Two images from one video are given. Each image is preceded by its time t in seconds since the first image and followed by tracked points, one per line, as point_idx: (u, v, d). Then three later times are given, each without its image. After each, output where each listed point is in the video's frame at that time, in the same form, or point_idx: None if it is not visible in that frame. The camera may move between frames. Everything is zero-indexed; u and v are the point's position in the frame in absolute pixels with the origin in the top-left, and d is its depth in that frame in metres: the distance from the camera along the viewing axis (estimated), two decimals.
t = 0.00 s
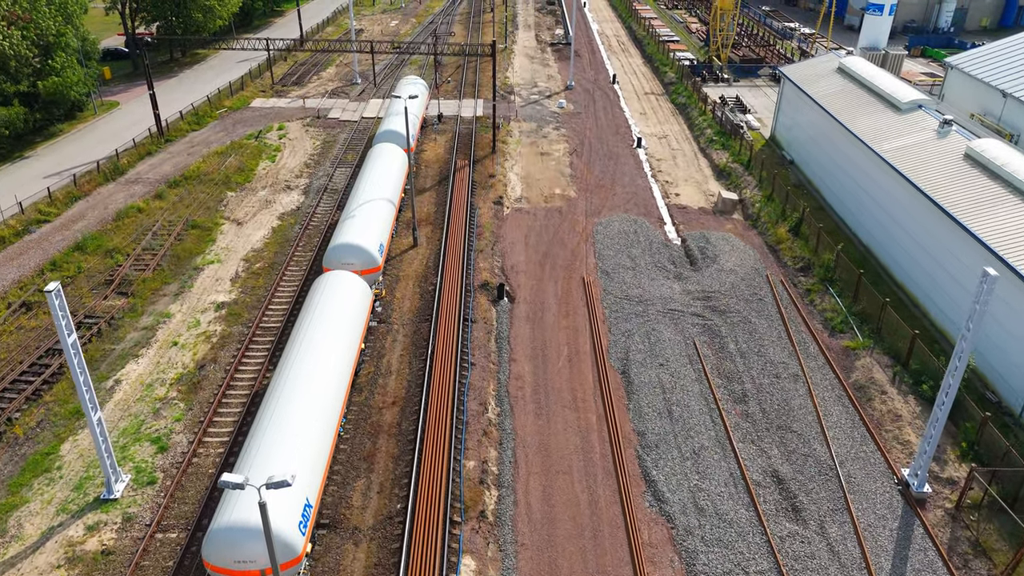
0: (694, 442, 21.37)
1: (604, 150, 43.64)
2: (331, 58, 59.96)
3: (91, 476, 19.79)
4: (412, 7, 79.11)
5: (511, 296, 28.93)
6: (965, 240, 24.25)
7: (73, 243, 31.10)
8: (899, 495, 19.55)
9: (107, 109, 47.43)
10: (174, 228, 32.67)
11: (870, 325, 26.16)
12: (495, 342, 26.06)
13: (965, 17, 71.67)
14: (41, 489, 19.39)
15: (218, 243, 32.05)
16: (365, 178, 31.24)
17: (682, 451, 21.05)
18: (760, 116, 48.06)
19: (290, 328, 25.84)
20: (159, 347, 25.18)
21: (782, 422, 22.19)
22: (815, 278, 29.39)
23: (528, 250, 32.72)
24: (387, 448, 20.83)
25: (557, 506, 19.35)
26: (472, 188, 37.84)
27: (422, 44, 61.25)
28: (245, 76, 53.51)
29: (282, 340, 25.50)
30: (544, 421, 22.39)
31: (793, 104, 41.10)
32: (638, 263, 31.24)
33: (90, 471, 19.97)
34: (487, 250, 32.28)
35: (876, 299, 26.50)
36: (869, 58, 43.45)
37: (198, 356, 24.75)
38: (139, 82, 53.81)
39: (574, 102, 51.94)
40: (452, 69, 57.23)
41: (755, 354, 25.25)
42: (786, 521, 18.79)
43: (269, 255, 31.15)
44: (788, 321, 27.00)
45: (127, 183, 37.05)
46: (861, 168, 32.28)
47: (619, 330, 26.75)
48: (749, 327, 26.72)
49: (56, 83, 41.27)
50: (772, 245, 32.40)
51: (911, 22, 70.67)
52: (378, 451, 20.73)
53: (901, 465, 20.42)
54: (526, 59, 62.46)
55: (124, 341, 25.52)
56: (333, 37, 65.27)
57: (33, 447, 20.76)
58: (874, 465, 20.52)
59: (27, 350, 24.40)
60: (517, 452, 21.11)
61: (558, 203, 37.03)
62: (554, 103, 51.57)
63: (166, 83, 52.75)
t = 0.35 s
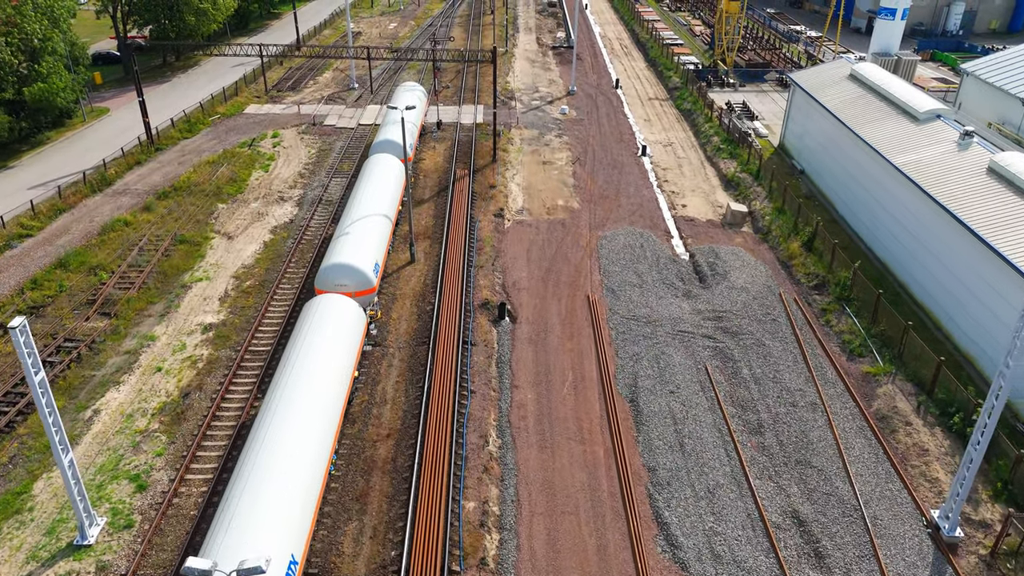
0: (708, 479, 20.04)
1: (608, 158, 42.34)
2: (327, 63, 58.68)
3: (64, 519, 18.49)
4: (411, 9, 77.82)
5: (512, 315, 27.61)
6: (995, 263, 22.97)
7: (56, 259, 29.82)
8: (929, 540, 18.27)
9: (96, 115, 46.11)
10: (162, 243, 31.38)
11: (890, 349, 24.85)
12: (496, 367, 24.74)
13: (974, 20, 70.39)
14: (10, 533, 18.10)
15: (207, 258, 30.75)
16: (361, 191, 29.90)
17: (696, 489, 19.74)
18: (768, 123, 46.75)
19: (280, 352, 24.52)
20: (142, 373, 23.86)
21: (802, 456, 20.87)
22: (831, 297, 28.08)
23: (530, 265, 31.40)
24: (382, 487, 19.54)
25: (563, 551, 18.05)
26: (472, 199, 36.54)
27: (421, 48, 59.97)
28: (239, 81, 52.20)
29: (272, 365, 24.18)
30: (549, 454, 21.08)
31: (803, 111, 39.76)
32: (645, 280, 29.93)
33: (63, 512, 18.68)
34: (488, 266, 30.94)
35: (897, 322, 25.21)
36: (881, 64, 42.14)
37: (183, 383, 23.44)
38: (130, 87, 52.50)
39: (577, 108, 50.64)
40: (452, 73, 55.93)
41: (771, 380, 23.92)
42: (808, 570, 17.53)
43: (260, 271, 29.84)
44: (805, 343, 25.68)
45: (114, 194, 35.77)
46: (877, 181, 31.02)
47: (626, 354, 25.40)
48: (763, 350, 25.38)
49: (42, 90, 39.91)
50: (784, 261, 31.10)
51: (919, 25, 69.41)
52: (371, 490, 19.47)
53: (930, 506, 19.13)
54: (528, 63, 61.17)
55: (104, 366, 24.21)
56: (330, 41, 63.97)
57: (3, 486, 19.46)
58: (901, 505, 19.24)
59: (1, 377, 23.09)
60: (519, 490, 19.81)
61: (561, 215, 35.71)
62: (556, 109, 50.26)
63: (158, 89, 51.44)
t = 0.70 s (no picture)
0: (725, 522, 18.77)
1: (612, 168, 41.07)
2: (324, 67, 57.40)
3: (34, 569, 17.22)
4: (410, 11, 76.56)
5: (515, 337, 26.32)
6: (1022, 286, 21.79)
7: (37, 277, 28.54)
8: None
9: (86, 122, 44.80)
10: (148, 259, 30.10)
11: (914, 376, 23.59)
12: (498, 394, 23.43)
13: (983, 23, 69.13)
14: None
15: (195, 276, 29.45)
16: (356, 206, 28.61)
17: (712, 533, 18.47)
18: (776, 130, 45.48)
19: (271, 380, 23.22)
20: (123, 403, 22.56)
21: (824, 494, 19.59)
22: (849, 317, 26.81)
23: (533, 282, 30.11)
24: (376, 533, 18.26)
25: None
26: (473, 212, 35.26)
27: (420, 52, 58.73)
28: (233, 86, 50.91)
29: (261, 393, 22.87)
30: (555, 492, 19.77)
31: (815, 119, 38.46)
32: (653, 299, 28.64)
33: (33, 561, 17.41)
34: (489, 283, 29.65)
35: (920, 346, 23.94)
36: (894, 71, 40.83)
37: (166, 413, 22.15)
38: (122, 92, 51.21)
39: (579, 114, 49.37)
40: (451, 78, 54.67)
41: (787, 409, 22.62)
42: None
43: (250, 290, 28.55)
44: (823, 369, 24.36)
45: (101, 206, 34.51)
46: (895, 196, 29.77)
47: (635, 379, 24.10)
48: (778, 377, 24.10)
49: (26, 97, 38.57)
50: (797, 278, 29.81)
51: (928, 28, 68.18)
52: (364, 535, 18.24)
53: (965, 554, 17.81)
54: (529, 67, 59.90)
55: (84, 395, 22.93)
56: (327, 44, 62.69)
57: None
58: (933, 552, 17.95)
59: None
60: (523, 534, 18.51)
61: (565, 228, 34.42)
62: (558, 116, 48.96)
63: (150, 94, 50.13)
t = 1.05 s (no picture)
0: (743, 571, 17.48)
1: (617, 178, 39.79)
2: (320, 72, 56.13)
3: None
4: (408, 14, 75.32)
5: (517, 363, 25.02)
6: None
7: (16, 297, 27.25)
8: None
9: (74, 130, 43.49)
10: (133, 277, 28.81)
11: (939, 407, 22.32)
12: (499, 425, 22.13)
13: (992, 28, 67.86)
14: None
15: (182, 295, 28.16)
16: (350, 222, 27.32)
17: None
18: (785, 139, 44.19)
19: (259, 412, 21.90)
20: (102, 437, 21.27)
21: (849, 538, 18.30)
22: (868, 341, 25.51)
23: (536, 300, 28.81)
24: None
25: None
26: (473, 225, 33.98)
27: (418, 57, 57.49)
28: (227, 92, 49.61)
29: (249, 426, 21.57)
30: (561, 537, 18.46)
31: (826, 128, 37.15)
32: (662, 320, 27.34)
33: None
34: (489, 303, 28.33)
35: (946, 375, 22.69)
36: (908, 78, 39.58)
37: (146, 448, 20.84)
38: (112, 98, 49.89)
39: (582, 121, 48.10)
40: (451, 83, 53.40)
41: (806, 443, 21.29)
42: None
43: (239, 311, 27.25)
44: (843, 399, 23.02)
45: (86, 220, 33.23)
46: (914, 211, 28.50)
47: (644, 409, 22.77)
48: (795, 406, 22.78)
49: (10, 105, 37.28)
50: (812, 298, 28.52)
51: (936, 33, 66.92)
52: None
53: None
54: (530, 72, 58.64)
55: (60, 428, 21.62)
56: (324, 48, 61.41)
57: None
58: None
59: None
60: None
61: (568, 243, 33.15)
62: (560, 123, 47.67)
63: (141, 101, 48.85)
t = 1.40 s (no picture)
0: None
1: (621, 189, 38.50)
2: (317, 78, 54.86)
3: None
4: (407, 17, 74.06)
5: (519, 390, 23.69)
6: None
7: None
8: None
9: (61, 138, 42.19)
10: (116, 297, 27.51)
11: (968, 441, 21.05)
12: (500, 460, 20.84)
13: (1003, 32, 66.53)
14: None
15: (168, 316, 26.87)
16: (343, 240, 25.98)
17: None
18: (794, 147, 42.90)
19: (245, 447, 20.57)
20: (76, 474, 19.97)
21: None
22: (889, 368, 24.22)
23: (538, 321, 27.51)
24: None
25: None
26: (472, 240, 32.69)
27: (417, 62, 56.24)
28: (220, 99, 48.34)
29: (234, 462, 20.25)
30: None
31: (839, 138, 35.83)
32: (671, 343, 26.01)
33: None
34: (490, 324, 27.02)
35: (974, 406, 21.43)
36: (922, 85, 38.32)
37: (123, 487, 19.53)
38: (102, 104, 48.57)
39: (585, 128, 46.82)
40: (450, 89, 52.13)
41: (827, 481, 19.97)
42: None
43: (227, 334, 25.94)
44: (865, 432, 21.67)
45: (70, 234, 31.96)
46: (934, 227, 27.22)
47: (654, 443, 21.45)
48: (815, 439, 21.42)
49: None
50: (828, 318, 27.22)
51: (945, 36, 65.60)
52: None
53: None
54: (531, 76, 57.35)
55: (33, 465, 20.33)
56: (321, 52, 60.11)
57: None
58: None
59: None
60: None
61: (571, 259, 31.86)
62: (562, 130, 46.40)
63: (132, 108, 47.56)
